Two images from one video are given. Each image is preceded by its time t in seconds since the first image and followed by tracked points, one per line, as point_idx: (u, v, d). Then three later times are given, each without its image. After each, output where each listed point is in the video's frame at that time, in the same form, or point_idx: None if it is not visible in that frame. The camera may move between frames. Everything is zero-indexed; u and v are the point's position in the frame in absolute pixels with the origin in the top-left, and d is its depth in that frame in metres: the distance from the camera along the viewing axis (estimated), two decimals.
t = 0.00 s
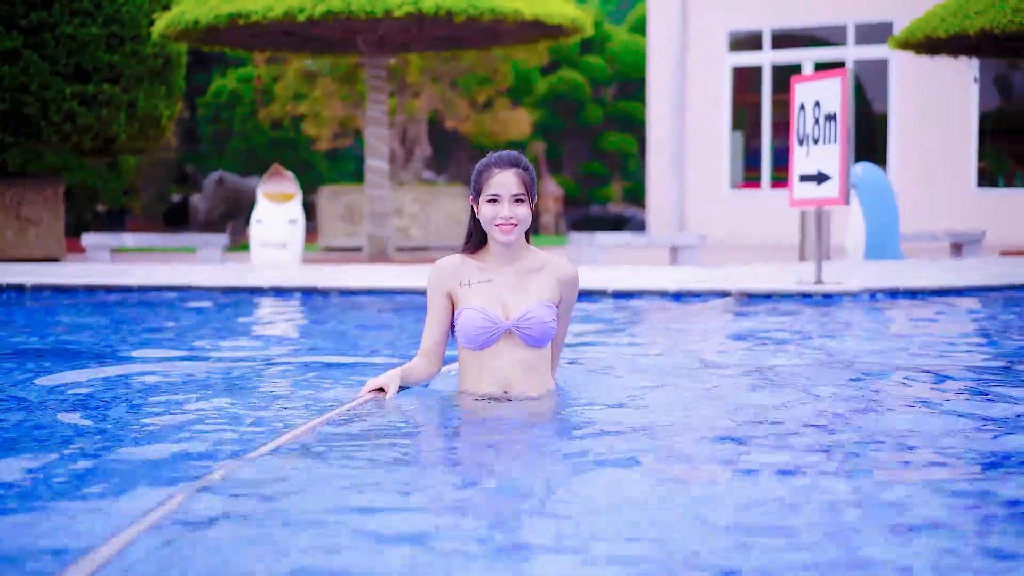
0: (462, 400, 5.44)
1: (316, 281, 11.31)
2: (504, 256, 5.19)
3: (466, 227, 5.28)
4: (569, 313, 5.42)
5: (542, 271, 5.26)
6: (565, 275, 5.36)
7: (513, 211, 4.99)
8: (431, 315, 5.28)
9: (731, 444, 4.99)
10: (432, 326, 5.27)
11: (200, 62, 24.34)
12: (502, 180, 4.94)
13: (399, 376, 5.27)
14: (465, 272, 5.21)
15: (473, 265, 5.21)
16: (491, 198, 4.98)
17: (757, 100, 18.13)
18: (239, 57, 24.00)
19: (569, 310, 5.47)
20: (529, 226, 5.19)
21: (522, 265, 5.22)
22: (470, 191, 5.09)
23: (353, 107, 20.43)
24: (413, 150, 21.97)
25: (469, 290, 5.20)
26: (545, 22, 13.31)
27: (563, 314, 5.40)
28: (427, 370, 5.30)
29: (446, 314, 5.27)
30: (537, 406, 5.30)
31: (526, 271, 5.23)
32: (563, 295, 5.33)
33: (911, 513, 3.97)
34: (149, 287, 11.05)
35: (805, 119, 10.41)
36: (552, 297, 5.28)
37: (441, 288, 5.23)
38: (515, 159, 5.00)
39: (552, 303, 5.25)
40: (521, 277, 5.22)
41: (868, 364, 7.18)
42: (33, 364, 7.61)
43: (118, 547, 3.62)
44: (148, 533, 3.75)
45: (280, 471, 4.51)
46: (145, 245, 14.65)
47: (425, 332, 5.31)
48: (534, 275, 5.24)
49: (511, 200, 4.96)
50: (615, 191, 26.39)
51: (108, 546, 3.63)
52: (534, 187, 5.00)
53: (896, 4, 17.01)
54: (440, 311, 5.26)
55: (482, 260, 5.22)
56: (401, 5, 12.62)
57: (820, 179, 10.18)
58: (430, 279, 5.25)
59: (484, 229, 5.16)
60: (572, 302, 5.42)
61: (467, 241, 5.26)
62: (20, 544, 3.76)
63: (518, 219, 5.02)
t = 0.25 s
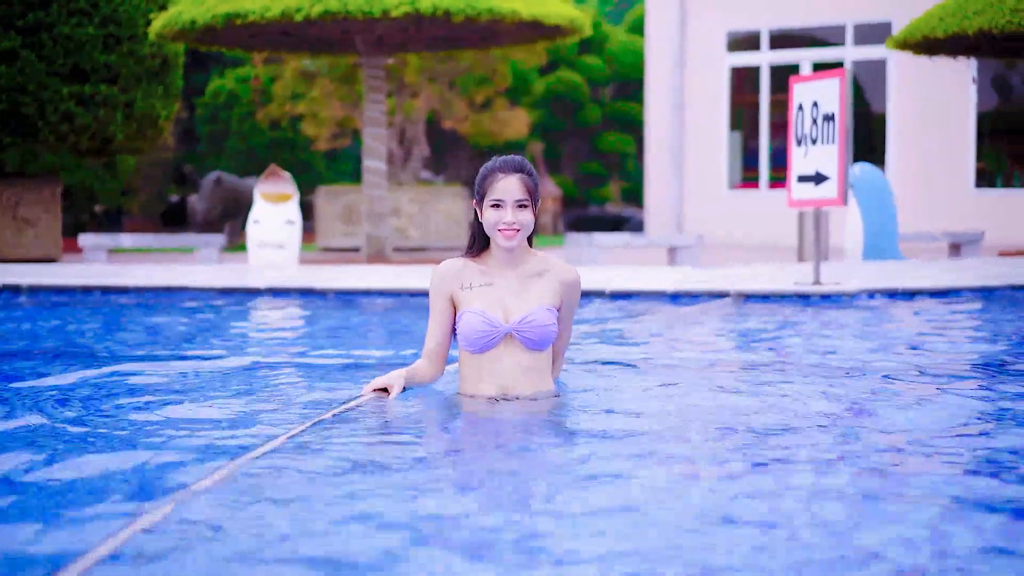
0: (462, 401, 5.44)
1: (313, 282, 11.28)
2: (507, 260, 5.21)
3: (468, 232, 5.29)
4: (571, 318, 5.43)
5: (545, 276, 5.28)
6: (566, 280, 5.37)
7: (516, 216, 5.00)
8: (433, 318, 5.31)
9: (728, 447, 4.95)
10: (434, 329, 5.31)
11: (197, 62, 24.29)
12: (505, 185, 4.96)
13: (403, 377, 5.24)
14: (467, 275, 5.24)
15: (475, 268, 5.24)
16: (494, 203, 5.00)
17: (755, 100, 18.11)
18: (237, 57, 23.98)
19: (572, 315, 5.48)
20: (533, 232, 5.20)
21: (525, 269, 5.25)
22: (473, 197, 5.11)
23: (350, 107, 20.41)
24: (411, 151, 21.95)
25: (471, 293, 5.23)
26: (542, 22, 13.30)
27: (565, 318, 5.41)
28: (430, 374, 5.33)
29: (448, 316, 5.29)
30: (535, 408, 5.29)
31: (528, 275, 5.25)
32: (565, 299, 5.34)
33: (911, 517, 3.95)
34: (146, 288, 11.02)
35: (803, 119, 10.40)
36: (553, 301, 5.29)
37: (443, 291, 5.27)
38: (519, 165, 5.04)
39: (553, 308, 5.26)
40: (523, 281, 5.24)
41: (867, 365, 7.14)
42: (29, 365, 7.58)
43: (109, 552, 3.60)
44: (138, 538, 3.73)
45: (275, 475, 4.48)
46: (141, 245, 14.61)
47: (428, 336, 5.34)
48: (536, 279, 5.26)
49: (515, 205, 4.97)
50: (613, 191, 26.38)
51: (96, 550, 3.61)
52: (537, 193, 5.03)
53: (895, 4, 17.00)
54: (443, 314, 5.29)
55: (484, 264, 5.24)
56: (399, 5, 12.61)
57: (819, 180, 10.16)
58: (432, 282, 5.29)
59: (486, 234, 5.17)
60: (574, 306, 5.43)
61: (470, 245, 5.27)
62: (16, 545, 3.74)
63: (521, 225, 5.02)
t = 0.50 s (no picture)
0: (462, 401, 5.45)
1: (310, 282, 11.26)
2: (508, 265, 5.25)
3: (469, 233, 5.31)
4: (573, 319, 5.45)
5: (546, 279, 5.31)
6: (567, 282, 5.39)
7: (516, 222, 5.03)
8: (436, 321, 5.37)
9: (726, 447, 4.94)
10: (437, 333, 5.38)
11: (195, 62, 24.27)
12: (506, 192, 4.97)
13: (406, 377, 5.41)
14: (469, 279, 5.28)
15: (476, 273, 5.28)
16: (495, 209, 5.01)
17: (753, 100, 18.11)
18: (235, 57, 23.94)
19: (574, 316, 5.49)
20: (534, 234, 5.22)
21: (525, 273, 5.28)
22: (475, 199, 5.12)
23: (348, 107, 20.38)
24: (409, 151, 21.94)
25: (472, 297, 5.28)
26: (540, 22, 13.28)
27: (567, 319, 5.43)
28: (434, 375, 5.45)
29: (450, 320, 5.34)
30: (533, 408, 5.29)
31: (529, 278, 5.28)
32: (566, 301, 5.37)
33: (908, 519, 3.93)
34: (142, 289, 10.99)
35: (800, 119, 10.39)
36: (554, 304, 5.32)
37: (444, 295, 5.31)
38: (520, 169, 5.02)
39: (553, 311, 5.29)
40: (523, 285, 5.27)
41: (866, 365, 7.12)
42: (25, 366, 7.56)
43: (104, 552, 3.60)
44: (134, 538, 3.72)
45: (272, 475, 4.47)
46: (138, 246, 14.57)
47: (432, 339, 5.41)
48: (537, 282, 5.29)
49: (516, 211, 4.99)
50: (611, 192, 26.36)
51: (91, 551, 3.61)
52: (538, 198, 5.04)
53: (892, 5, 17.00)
54: (444, 318, 5.34)
55: (485, 268, 5.28)
56: (396, 5, 12.58)
57: (817, 180, 10.15)
58: (434, 286, 5.33)
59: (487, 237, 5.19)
60: (576, 308, 5.46)
61: (471, 249, 5.30)
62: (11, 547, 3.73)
63: (522, 230, 5.05)
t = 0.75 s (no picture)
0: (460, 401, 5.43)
1: (306, 282, 11.24)
2: (508, 267, 5.23)
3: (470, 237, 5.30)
4: (575, 320, 5.39)
5: (547, 281, 5.27)
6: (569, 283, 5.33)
7: (516, 225, 5.01)
8: (437, 324, 5.34)
9: (725, 447, 4.92)
10: (439, 335, 5.35)
11: (192, 62, 24.25)
12: (505, 196, 4.96)
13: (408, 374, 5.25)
14: (469, 281, 5.26)
15: (476, 275, 5.26)
16: (495, 213, 5.00)
17: (750, 100, 18.09)
18: (232, 57, 23.93)
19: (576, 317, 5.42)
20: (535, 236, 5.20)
21: (526, 275, 5.25)
22: (475, 205, 5.11)
23: (345, 107, 20.37)
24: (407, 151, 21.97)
25: (472, 300, 5.25)
26: (538, 22, 13.27)
27: (568, 321, 5.38)
28: (437, 378, 5.36)
29: (451, 323, 5.32)
30: (530, 409, 5.26)
31: (530, 281, 5.24)
32: (568, 304, 5.32)
33: (907, 522, 3.91)
34: (138, 289, 10.96)
35: (798, 119, 10.36)
36: (556, 306, 5.27)
37: (445, 298, 5.29)
38: (520, 172, 5.01)
39: (555, 314, 5.25)
40: (524, 287, 5.24)
41: (864, 365, 7.10)
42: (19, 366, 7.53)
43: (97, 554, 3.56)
44: (129, 540, 3.69)
45: (267, 477, 4.43)
46: (134, 246, 14.54)
47: (434, 343, 5.39)
48: (538, 284, 5.25)
49: (515, 215, 4.98)
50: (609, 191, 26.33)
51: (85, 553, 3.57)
52: (538, 201, 5.02)
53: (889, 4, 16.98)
54: (446, 321, 5.31)
55: (486, 271, 5.26)
56: (393, 5, 12.56)
57: (814, 180, 10.13)
58: (435, 289, 5.31)
59: (487, 241, 5.18)
60: (578, 310, 5.40)
61: (472, 252, 5.28)
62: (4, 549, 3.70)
63: (522, 234, 5.02)
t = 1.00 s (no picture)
0: (458, 401, 5.42)
1: (302, 282, 11.22)
2: (508, 267, 5.21)
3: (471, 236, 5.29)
4: (576, 319, 5.39)
5: (547, 281, 5.26)
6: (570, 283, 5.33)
7: (515, 227, 4.98)
8: (439, 324, 5.34)
9: (721, 450, 4.90)
10: (440, 334, 5.36)
11: (189, 61, 24.22)
12: (503, 198, 4.93)
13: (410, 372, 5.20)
14: (469, 281, 5.25)
15: (477, 275, 5.25)
16: (494, 214, 4.97)
17: (748, 100, 18.07)
18: (229, 57, 23.90)
19: (577, 316, 5.42)
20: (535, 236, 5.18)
21: (526, 275, 5.23)
22: (475, 205, 5.08)
23: (342, 107, 20.36)
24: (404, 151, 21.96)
25: (472, 300, 5.24)
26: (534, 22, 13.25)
27: (570, 320, 5.37)
28: (439, 377, 5.36)
29: (452, 323, 5.32)
30: (529, 409, 5.24)
31: (530, 280, 5.23)
32: (568, 303, 5.31)
33: (905, 527, 3.90)
34: (134, 289, 10.93)
35: (796, 118, 10.35)
36: (556, 306, 5.27)
37: (446, 298, 5.28)
38: (518, 172, 4.97)
39: (555, 313, 5.25)
40: (524, 287, 5.23)
41: (862, 365, 7.08)
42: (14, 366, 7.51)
43: (89, 558, 3.54)
44: (121, 543, 3.66)
45: (261, 479, 4.41)
46: (131, 245, 14.51)
47: (435, 342, 5.40)
48: (538, 284, 5.24)
49: (514, 217, 4.95)
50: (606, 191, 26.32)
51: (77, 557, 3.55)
52: (537, 201, 4.98)
53: (887, 4, 16.97)
54: (447, 321, 5.31)
55: (486, 270, 5.25)
56: (390, 4, 12.55)
57: (812, 179, 10.11)
58: (436, 289, 5.30)
59: (486, 241, 5.16)
60: (579, 309, 5.40)
61: (473, 251, 5.27)
62: None
63: (521, 236, 5.00)
